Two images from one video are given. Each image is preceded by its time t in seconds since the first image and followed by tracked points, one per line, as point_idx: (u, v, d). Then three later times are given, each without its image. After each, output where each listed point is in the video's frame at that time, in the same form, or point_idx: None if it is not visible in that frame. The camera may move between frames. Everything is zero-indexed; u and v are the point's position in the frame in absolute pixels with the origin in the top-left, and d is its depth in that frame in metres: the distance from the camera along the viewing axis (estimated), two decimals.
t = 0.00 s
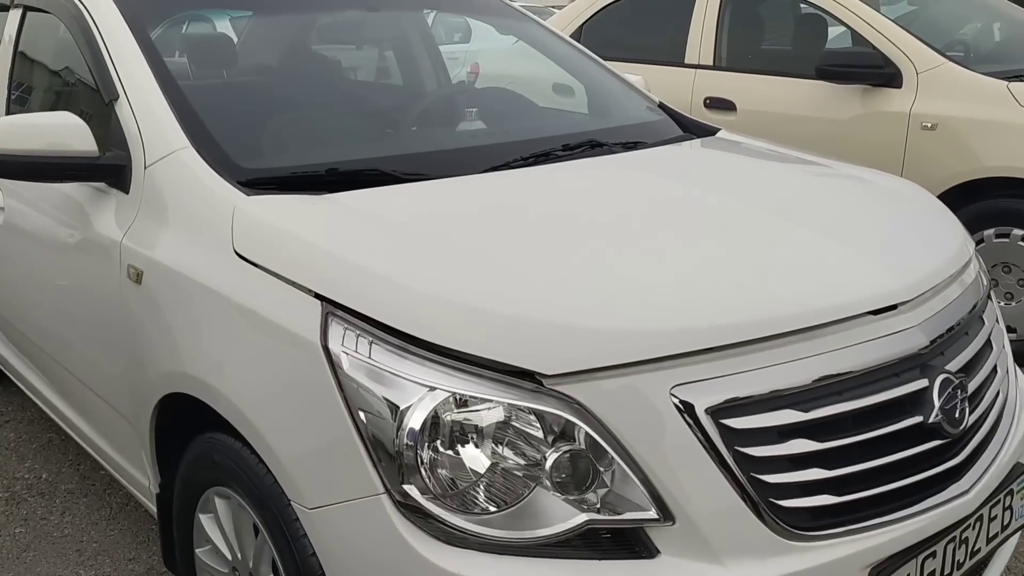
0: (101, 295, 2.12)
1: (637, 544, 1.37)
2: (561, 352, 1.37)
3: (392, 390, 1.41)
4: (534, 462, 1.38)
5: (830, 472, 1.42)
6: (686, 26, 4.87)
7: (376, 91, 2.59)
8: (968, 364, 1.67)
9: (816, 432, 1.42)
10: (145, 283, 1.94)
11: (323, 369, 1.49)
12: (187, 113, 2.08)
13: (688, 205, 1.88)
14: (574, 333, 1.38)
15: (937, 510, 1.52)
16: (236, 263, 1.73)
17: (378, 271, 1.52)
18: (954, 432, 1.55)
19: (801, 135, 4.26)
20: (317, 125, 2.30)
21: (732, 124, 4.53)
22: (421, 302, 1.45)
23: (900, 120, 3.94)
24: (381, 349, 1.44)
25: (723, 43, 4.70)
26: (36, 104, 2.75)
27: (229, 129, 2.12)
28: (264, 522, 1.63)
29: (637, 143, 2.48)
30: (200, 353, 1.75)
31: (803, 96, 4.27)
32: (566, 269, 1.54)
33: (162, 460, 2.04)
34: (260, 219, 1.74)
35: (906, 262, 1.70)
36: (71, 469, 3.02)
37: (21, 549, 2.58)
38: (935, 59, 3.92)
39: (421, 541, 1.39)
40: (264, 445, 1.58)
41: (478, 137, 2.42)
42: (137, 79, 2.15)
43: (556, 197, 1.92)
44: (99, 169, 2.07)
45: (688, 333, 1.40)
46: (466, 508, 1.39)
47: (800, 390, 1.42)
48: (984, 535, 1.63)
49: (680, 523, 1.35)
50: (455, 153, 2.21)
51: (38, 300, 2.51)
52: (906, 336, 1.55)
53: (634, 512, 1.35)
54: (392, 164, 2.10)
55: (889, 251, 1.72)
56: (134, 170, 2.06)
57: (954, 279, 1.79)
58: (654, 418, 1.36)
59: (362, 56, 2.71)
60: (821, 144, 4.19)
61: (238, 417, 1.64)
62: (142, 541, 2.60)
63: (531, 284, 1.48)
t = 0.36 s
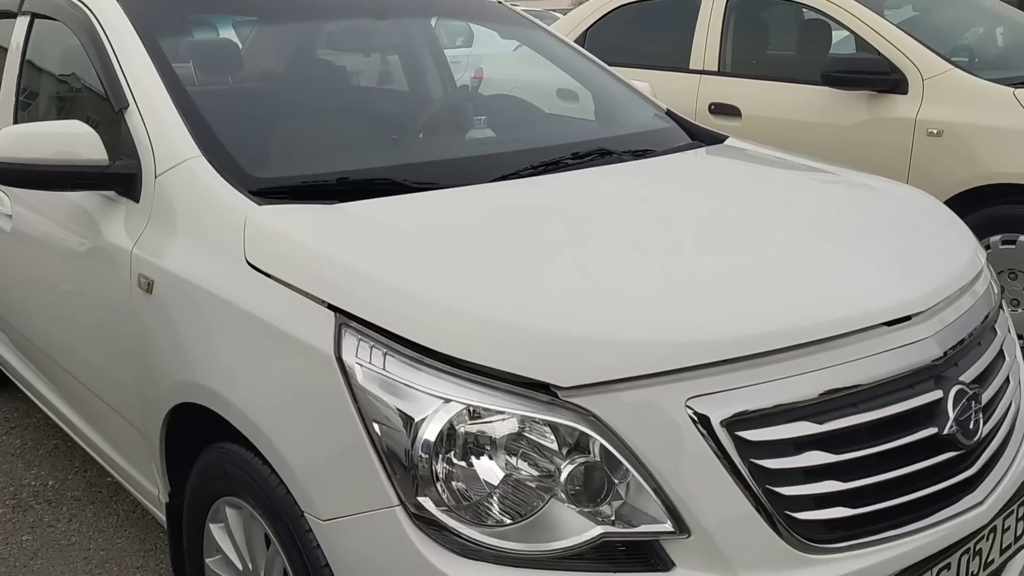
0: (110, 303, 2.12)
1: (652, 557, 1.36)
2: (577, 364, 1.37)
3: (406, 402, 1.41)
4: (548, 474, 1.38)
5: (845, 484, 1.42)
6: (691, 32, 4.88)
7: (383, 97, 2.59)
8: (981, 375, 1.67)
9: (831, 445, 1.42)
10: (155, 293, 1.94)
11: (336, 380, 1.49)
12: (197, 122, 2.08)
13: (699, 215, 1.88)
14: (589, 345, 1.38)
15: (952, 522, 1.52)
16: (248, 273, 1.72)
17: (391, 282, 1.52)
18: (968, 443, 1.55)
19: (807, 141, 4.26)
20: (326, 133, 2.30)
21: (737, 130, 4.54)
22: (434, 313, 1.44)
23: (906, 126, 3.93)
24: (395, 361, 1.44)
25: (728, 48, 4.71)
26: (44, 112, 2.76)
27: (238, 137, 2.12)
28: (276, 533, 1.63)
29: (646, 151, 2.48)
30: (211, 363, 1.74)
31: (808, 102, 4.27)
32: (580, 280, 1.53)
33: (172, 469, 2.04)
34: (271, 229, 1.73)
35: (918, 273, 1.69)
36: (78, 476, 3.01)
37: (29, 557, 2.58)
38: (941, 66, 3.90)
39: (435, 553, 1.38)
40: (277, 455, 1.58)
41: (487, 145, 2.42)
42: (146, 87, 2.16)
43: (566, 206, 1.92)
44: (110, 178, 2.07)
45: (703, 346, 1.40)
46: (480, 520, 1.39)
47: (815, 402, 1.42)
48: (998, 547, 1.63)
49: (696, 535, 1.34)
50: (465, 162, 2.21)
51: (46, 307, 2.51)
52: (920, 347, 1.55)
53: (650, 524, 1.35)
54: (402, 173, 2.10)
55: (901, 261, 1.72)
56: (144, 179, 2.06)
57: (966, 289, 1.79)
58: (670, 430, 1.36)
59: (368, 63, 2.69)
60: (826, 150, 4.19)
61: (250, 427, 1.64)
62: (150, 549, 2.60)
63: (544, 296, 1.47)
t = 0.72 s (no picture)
0: (118, 307, 2.13)
1: (660, 563, 1.36)
2: (586, 371, 1.37)
3: (415, 407, 1.42)
4: (556, 479, 1.38)
5: (853, 491, 1.42)
6: (694, 37, 4.90)
7: (389, 102, 2.60)
8: (988, 382, 1.67)
9: (838, 451, 1.42)
10: (163, 297, 1.94)
11: (346, 385, 1.49)
12: (205, 126, 2.09)
13: (705, 221, 1.88)
14: (598, 351, 1.39)
15: (959, 528, 1.52)
16: (256, 277, 1.73)
17: (400, 288, 1.52)
18: (975, 450, 1.55)
19: (810, 145, 4.27)
20: (332, 137, 2.31)
21: (741, 134, 4.55)
22: (444, 319, 1.45)
23: (910, 131, 3.93)
24: (405, 366, 1.45)
25: (731, 53, 4.73)
26: (50, 115, 2.77)
27: (246, 142, 2.13)
28: (284, 537, 1.63)
29: (651, 156, 2.48)
30: (218, 367, 1.75)
31: (811, 106, 4.28)
32: (588, 286, 1.54)
33: (179, 472, 2.04)
34: (279, 234, 1.74)
35: (925, 279, 1.70)
36: (82, 478, 3.02)
37: (34, 559, 2.58)
38: (945, 71, 3.91)
39: (444, 558, 1.39)
40: (285, 459, 1.59)
41: (494, 150, 2.42)
42: (154, 91, 2.17)
43: (573, 212, 1.92)
44: (118, 182, 2.08)
45: (711, 353, 1.40)
46: (488, 525, 1.39)
47: (823, 409, 1.42)
48: (1005, 553, 1.63)
49: (704, 541, 1.35)
50: (472, 167, 2.22)
51: (52, 309, 2.52)
52: (927, 354, 1.55)
53: (658, 530, 1.35)
54: (409, 178, 2.11)
55: (907, 268, 1.73)
56: (153, 183, 2.07)
57: (973, 296, 1.79)
58: (678, 436, 1.36)
59: (374, 67, 2.70)
60: (830, 155, 4.20)
61: (258, 431, 1.65)
62: (155, 552, 2.60)
63: (553, 302, 1.48)
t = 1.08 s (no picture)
0: (118, 304, 2.14)
1: (654, 557, 1.37)
2: (582, 367, 1.39)
3: (412, 402, 1.43)
4: (551, 474, 1.40)
5: (845, 487, 1.44)
6: (694, 38, 4.91)
7: (388, 101, 2.61)
8: (981, 380, 1.69)
9: (831, 447, 1.44)
10: (163, 293, 1.96)
11: (343, 380, 1.51)
12: (205, 125, 2.10)
13: (701, 220, 1.89)
14: (593, 347, 1.40)
15: (951, 525, 1.54)
16: (255, 274, 1.74)
17: (398, 285, 1.53)
18: (967, 447, 1.57)
19: (808, 146, 4.28)
20: (331, 136, 2.33)
21: (739, 135, 4.56)
22: (441, 315, 1.46)
23: (908, 132, 3.95)
24: (402, 362, 1.46)
25: (730, 54, 4.75)
26: (51, 114, 2.78)
27: (245, 140, 2.14)
28: (281, 532, 1.64)
29: (649, 156, 2.49)
30: (217, 362, 1.76)
31: (810, 107, 4.29)
32: (585, 283, 1.55)
33: (178, 468, 2.06)
34: (278, 231, 1.75)
35: (919, 278, 1.71)
36: (81, 475, 3.03)
37: (33, 554, 2.59)
38: (943, 73, 3.92)
39: (440, 552, 1.40)
40: (283, 455, 1.60)
41: (492, 149, 2.44)
42: (155, 90, 2.18)
43: (570, 211, 1.94)
44: (119, 180, 2.09)
45: (706, 349, 1.41)
46: (484, 519, 1.40)
47: (816, 406, 1.44)
48: (996, 550, 1.64)
49: (698, 536, 1.36)
50: (470, 166, 2.23)
51: (52, 306, 2.53)
52: (920, 352, 1.57)
53: (652, 525, 1.36)
54: (408, 176, 2.12)
55: (901, 267, 1.74)
56: (153, 180, 2.08)
57: (967, 295, 1.80)
58: (673, 432, 1.37)
59: (373, 67, 2.72)
60: (828, 156, 4.21)
61: (256, 427, 1.66)
62: (153, 548, 2.62)
63: (550, 298, 1.49)
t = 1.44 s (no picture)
0: (119, 306, 2.16)
1: (650, 557, 1.39)
2: (578, 368, 1.40)
3: (411, 404, 1.44)
4: (548, 475, 1.41)
5: (839, 488, 1.45)
6: (693, 41, 4.94)
7: (387, 104, 2.63)
8: (974, 382, 1.71)
9: (825, 449, 1.45)
10: (164, 295, 1.97)
11: (343, 382, 1.52)
12: (206, 128, 2.12)
13: (698, 223, 1.91)
14: (590, 349, 1.42)
15: (944, 526, 1.55)
16: (255, 276, 1.76)
17: (397, 287, 1.55)
18: (960, 449, 1.58)
19: (806, 149, 4.30)
20: (331, 139, 2.34)
21: (737, 138, 4.58)
22: (440, 318, 1.48)
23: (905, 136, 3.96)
24: (401, 364, 1.48)
25: (729, 57, 4.77)
26: (52, 118, 2.80)
27: (246, 143, 2.16)
28: (281, 532, 1.66)
29: (647, 159, 2.51)
30: (218, 364, 1.78)
31: (808, 111, 4.31)
32: (582, 285, 1.57)
33: (178, 469, 2.07)
34: (279, 234, 1.77)
35: (913, 280, 1.73)
36: (82, 476, 3.05)
37: (34, 555, 2.61)
38: (940, 77, 3.94)
39: (438, 552, 1.41)
40: (283, 456, 1.61)
41: (491, 152, 2.46)
42: (157, 93, 2.19)
43: (568, 214, 1.95)
44: (121, 183, 2.10)
45: (701, 352, 1.43)
46: (481, 520, 1.42)
47: (810, 408, 1.45)
48: (990, 551, 1.66)
49: (693, 537, 1.38)
50: (469, 170, 2.24)
51: (54, 307, 2.55)
52: (914, 354, 1.58)
53: (648, 525, 1.38)
54: (407, 179, 2.14)
55: (896, 270, 1.76)
56: (155, 183, 2.10)
57: (961, 298, 1.82)
58: (668, 433, 1.39)
59: (373, 70, 2.74)
60: (826, 159, 4.23)
61: (257, 429, 1.67)
62: (154, 548, 2.63)
63: (548, 301, 1.51)
